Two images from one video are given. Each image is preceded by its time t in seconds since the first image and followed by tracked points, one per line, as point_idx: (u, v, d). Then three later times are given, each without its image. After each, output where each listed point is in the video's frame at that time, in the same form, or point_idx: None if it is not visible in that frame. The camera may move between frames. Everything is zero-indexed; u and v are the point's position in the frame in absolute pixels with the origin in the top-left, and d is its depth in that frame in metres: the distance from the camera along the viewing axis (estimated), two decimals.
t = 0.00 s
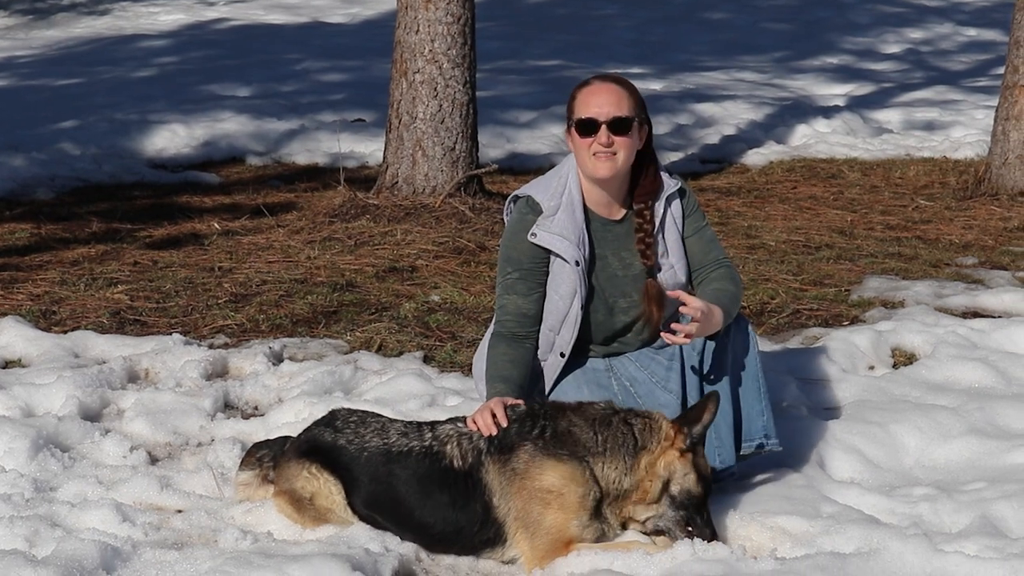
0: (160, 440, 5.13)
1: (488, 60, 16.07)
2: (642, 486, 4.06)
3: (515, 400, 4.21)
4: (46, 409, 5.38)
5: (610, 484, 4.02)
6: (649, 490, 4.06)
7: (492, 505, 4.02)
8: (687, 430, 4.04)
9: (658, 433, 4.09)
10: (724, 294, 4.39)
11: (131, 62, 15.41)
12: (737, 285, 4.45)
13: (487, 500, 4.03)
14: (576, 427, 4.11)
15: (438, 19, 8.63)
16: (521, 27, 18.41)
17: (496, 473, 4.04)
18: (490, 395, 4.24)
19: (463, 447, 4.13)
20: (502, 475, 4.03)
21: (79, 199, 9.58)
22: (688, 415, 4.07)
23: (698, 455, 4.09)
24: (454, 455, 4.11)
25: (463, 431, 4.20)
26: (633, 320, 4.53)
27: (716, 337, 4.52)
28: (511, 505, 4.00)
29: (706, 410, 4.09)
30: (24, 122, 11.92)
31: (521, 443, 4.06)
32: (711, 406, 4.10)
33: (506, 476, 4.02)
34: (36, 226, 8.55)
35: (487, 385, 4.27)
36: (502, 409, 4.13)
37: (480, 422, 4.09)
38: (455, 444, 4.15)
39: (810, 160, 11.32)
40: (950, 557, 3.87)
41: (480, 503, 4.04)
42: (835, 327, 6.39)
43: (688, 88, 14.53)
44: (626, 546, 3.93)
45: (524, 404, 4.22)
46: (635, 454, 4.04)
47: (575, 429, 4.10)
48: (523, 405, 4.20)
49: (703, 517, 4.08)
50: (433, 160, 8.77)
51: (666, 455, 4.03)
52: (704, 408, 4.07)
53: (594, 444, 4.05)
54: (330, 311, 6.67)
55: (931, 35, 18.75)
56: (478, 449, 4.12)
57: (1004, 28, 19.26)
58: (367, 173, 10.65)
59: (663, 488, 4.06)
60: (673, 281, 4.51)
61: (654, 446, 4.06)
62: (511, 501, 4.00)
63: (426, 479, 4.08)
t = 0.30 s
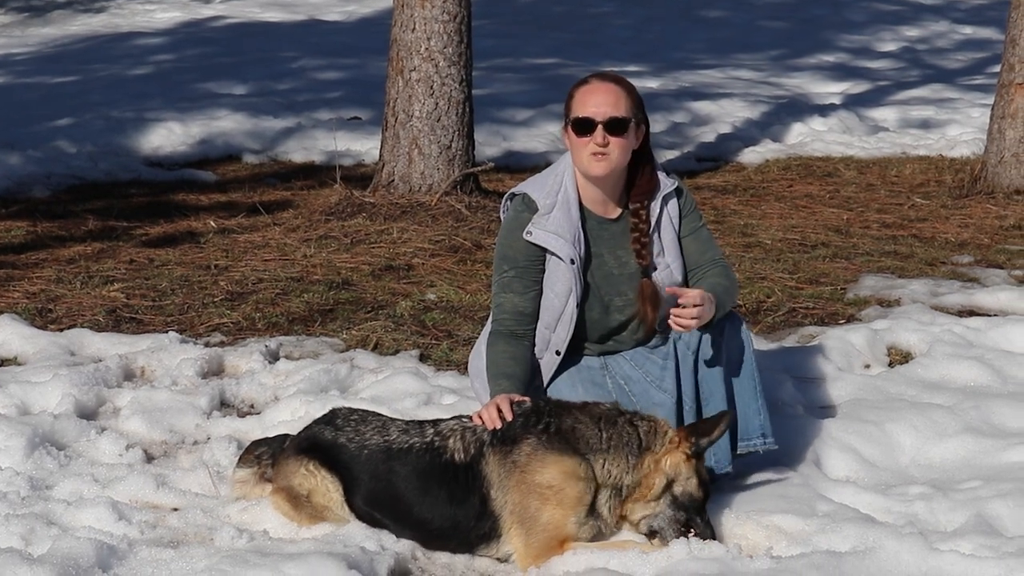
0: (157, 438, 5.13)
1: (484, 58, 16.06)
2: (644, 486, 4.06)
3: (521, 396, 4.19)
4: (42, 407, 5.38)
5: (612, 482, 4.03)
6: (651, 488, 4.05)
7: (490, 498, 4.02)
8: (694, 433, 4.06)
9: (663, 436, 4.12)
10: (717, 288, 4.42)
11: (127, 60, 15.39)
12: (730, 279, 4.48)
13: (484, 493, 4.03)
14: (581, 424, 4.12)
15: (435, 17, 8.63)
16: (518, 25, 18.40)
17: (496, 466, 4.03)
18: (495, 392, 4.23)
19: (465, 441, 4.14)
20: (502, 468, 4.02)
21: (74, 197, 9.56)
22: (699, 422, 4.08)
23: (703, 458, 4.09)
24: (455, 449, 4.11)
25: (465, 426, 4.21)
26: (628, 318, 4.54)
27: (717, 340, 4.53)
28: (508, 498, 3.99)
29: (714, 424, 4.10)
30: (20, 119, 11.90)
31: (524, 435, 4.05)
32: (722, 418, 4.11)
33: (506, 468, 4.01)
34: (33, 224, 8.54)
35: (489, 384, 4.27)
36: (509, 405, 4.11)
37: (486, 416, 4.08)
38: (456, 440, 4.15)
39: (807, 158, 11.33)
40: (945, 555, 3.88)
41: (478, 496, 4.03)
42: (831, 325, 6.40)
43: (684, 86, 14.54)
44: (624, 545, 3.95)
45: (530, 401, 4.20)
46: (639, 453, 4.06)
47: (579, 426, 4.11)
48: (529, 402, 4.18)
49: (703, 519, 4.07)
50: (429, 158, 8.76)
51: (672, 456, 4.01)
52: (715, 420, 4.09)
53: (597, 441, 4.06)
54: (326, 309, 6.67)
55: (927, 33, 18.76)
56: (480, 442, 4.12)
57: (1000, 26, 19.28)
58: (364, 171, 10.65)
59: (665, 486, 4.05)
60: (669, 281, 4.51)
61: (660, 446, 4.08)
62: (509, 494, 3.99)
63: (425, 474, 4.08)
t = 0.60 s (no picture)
0: (155, 437, 5.12)
1: (482, 57, 16.05)
2: (637, 483, 4.02)
3: (509, 393, 4.21)
4: (40, 406, 5.38)
5: (607, 476, 3.99)
6: (645, 489, 4.03)
7: (486, 495, 4.03)
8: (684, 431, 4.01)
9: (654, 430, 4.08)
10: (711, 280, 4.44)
11: (126, 59, 15.38)
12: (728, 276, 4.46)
13: (481, 491, 4.04)
14: (573, 418, 4.10)
15: (433, 16, 8.62)
16: (516, 24, 18.40)
17: (489, 463, 4.05)
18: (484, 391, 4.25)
19: (458, 441, 4.16)
20: (495, 465, 4.04)
21: (73, 196, 9.55)
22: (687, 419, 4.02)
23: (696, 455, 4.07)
24: (448, 451, 4.13)
25: (456, 426, 4.23)
26: (626, 320, 4.53)
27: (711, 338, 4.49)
28: (505, 495, 3.99)
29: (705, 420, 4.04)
30: (19, 118, 11.89)
31: (517, 432, 4.06)
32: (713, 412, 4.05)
33: (499, 466, 4.03)
34: (31, 223, 8.53)
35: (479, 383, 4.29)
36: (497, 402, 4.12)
37: (475, 414, 4.09)
38: (449, 440, 4.17)
39: (805, 157, 11.33)
40: (944, 554, 3.88)
41: (475, 496, 4.05)
42: (830, 325, 6.39)
43: (683, 85, 14.54)
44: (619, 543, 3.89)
45: (520, 397, 4.23)
46: (631, 449, 4.02)
47: (571, 420, 4.09)
48: (519, 398, 4.20)
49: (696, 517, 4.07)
50: (428, 157, 8.76)
51: (660, 451, 4.01)
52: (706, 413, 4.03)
53: (590, 435, 4.04)
54: (324, 308, 6.67)
55: (925, 32, 18.76)
56: (472, 441, 4.14)
57: (998, 25, 19.28)
58: (362, 170, 10.64)
59: (657, 484, 4.03)
60: (670, 284, 4.45)
61: (652, 445, 4.03)
62: (505, 490, 3.99)
63: (420, 477, 4.09)
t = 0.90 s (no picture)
0: (153, 438, 5.12)
1: (481, 57, 16.06)
2: (633, 479, 4.03)
3: (504, 390, 4.28)
4: (38, 406, 5.38)
5: (605, 472, 4.00)
6: (640, 488, 4.04)
7: (491, 493, 4.02)
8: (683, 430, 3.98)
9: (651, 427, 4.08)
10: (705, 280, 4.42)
11: (124, 58, 15.38)
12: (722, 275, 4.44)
13: (486, 490, 4.03)
14: (572, 411, 4.13)
15: (431, 16, 8.62)
16: (515, 24, 18.40)
17: (492, 461, 4.05)
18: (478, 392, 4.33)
19: (458, 441, 4.14)
20: (498, 462, 4.04)
21: (71, 195, 9.55)
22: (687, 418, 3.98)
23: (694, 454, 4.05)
24: (449, 451, 4.12)
25: (455, 426, 4.22)
26: (624, 321, 4.53)
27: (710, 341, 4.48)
28: (509, 491, 4.00)
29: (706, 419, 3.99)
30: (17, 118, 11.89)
31: (517, 427, 4.08)
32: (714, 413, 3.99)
33: (502, 463, 4.03)
34: (30, 223, 8.53)
35: (474, 381, 4.37)
36: (493, 401, 4.19)
37: (471, 414, 4.15)
38: (448, 441, 4.16)
39: (803, 158, 11.33)
40: (942, 556, 3.88)
41: (480, 495, 4.03)
42: (828, 326, 6.40)
43: (681, 85, 14.55)
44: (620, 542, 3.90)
45: (516, 393, 4.28)
46: (629, 445, 4.04)
47: (570, 414, 4.11)
48: (516, 394, 4.25)
49: (689, 515, 4.09)
50: (426, 157, 8.76)
51: (655, 449, 4.01)
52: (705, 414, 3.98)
53: (589, 429, 4.06)
54: (323, 308, 6.67)
55: (924, 33, 18.76)
56: (473, 440, 4.13)
57: (996, 26, 19.29)
58: (360, 171, 10.64)
59: (653, 483, 4.04)
60: (667, 285, 4.45)
61: (648, 441, 4.04)
62: (509, 486, 4.00)
63: (421, 478, 4.08)
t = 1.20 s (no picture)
0: (156, 439, 5.12)
1: (485, 60, 16.06)
2: (621, 468, 3.98)
3: (497, 397, 4.20)
4: (42, 407, 5.38)
5: (594, 470, 3.96)
6: (631, 477, 3.99)
7: (486, 504, 4.01)
8: (666, 419, 3.90)
9: (635, 413, 3.99)
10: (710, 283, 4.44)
11: (128, 60, 15.39)
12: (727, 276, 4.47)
13: (480, 499, 4.02)
14: (555, 417, 4.04)
15: (436, 19, 8.63)
16: (519, 27, 18.41)
17: (483, 471, 4.03)
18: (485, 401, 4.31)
19: (451, 448, 4.13)
20: (490, 474, 4.02)
21: (75, 197, 9.57)
22: (671, 408, 3.89)
23: (681, 438, 3.97)
24: (444, 458, 4.11)
25: (451, 432, 4.19)
26: (628, 324, 4.52)
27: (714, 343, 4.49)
28: (505, 504, 3.98)
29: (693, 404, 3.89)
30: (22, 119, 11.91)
31: (504, 441, 4.04)
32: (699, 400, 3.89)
33: (493, 475, 4.01)
34: (33, 224, 8.54)
35: (481, 389, 4.34)
36: (489, 408, 4.13)
37: (466, 421, 4.10)
38: (444, 447, 4.14)
39: (807, 162, 11.33)
40: (945, 561, 3.87)
41: (475, 503, 4.03)
42: (832, 329, 6.39)
43: (685, 88, 14.56)
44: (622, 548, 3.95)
45: (506, 399, 4.19)
46: (614, 438, 3.96)
47: (553, 420, 4.03)
48: (505, 399, 4.17)
49: (677, 497, 3.99)
50: (430, 160, 8.77)
51: (640, 441, 3.95)
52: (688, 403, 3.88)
53: (573, 431, 3.99)
54: (326, 310, 6.67)
55: (928, 37, 18.76)
56: (464, 447, 4.12)
57: (1001, 30, 19.29)
58: (364, 173, 10.65)
59: (643, 470, 3.98)
60: (672, 288, 4.47)
61: (634, 431, 3.97)
62: (504, 499, 3.98)
63: (419, 484, 4.08)
